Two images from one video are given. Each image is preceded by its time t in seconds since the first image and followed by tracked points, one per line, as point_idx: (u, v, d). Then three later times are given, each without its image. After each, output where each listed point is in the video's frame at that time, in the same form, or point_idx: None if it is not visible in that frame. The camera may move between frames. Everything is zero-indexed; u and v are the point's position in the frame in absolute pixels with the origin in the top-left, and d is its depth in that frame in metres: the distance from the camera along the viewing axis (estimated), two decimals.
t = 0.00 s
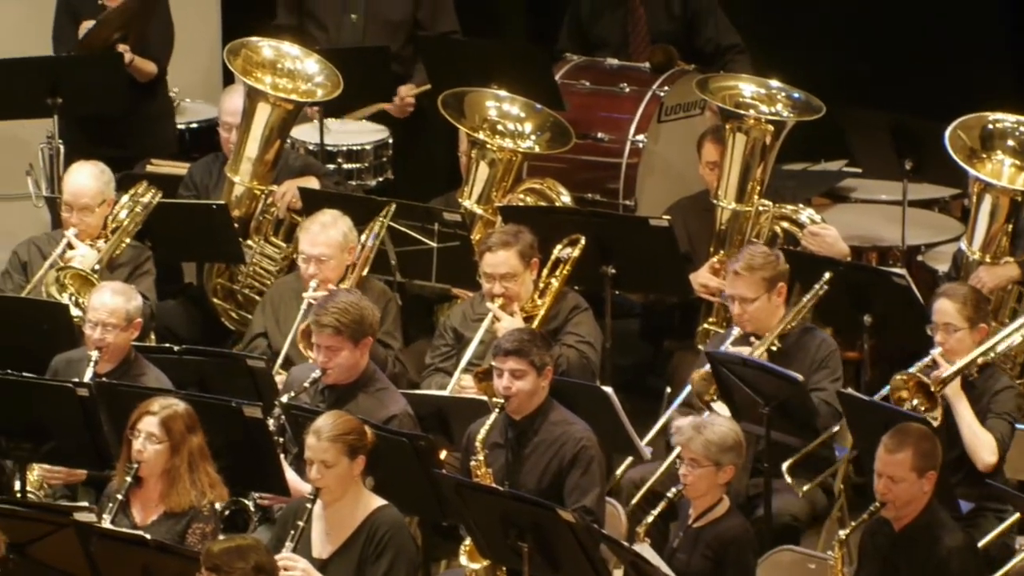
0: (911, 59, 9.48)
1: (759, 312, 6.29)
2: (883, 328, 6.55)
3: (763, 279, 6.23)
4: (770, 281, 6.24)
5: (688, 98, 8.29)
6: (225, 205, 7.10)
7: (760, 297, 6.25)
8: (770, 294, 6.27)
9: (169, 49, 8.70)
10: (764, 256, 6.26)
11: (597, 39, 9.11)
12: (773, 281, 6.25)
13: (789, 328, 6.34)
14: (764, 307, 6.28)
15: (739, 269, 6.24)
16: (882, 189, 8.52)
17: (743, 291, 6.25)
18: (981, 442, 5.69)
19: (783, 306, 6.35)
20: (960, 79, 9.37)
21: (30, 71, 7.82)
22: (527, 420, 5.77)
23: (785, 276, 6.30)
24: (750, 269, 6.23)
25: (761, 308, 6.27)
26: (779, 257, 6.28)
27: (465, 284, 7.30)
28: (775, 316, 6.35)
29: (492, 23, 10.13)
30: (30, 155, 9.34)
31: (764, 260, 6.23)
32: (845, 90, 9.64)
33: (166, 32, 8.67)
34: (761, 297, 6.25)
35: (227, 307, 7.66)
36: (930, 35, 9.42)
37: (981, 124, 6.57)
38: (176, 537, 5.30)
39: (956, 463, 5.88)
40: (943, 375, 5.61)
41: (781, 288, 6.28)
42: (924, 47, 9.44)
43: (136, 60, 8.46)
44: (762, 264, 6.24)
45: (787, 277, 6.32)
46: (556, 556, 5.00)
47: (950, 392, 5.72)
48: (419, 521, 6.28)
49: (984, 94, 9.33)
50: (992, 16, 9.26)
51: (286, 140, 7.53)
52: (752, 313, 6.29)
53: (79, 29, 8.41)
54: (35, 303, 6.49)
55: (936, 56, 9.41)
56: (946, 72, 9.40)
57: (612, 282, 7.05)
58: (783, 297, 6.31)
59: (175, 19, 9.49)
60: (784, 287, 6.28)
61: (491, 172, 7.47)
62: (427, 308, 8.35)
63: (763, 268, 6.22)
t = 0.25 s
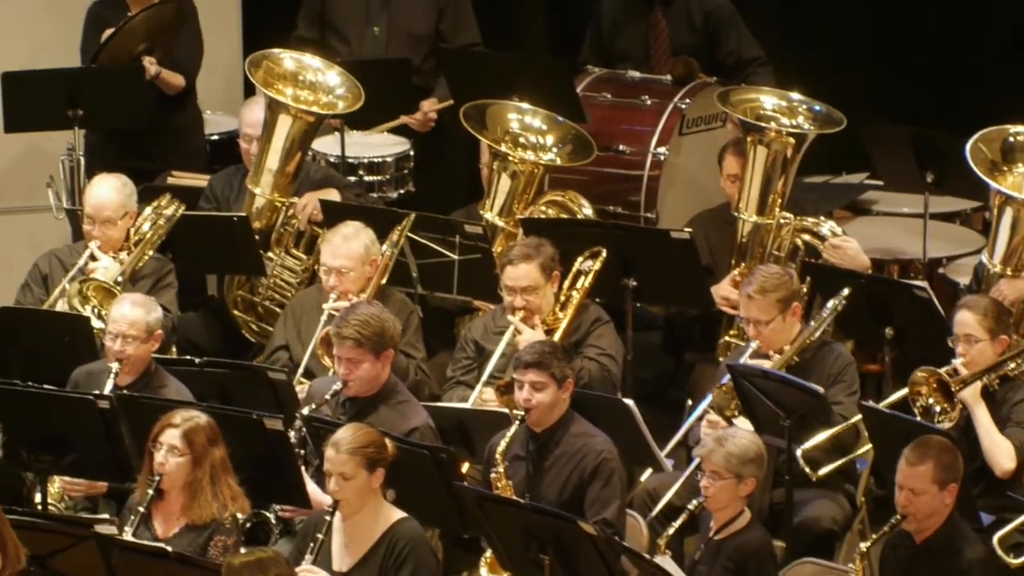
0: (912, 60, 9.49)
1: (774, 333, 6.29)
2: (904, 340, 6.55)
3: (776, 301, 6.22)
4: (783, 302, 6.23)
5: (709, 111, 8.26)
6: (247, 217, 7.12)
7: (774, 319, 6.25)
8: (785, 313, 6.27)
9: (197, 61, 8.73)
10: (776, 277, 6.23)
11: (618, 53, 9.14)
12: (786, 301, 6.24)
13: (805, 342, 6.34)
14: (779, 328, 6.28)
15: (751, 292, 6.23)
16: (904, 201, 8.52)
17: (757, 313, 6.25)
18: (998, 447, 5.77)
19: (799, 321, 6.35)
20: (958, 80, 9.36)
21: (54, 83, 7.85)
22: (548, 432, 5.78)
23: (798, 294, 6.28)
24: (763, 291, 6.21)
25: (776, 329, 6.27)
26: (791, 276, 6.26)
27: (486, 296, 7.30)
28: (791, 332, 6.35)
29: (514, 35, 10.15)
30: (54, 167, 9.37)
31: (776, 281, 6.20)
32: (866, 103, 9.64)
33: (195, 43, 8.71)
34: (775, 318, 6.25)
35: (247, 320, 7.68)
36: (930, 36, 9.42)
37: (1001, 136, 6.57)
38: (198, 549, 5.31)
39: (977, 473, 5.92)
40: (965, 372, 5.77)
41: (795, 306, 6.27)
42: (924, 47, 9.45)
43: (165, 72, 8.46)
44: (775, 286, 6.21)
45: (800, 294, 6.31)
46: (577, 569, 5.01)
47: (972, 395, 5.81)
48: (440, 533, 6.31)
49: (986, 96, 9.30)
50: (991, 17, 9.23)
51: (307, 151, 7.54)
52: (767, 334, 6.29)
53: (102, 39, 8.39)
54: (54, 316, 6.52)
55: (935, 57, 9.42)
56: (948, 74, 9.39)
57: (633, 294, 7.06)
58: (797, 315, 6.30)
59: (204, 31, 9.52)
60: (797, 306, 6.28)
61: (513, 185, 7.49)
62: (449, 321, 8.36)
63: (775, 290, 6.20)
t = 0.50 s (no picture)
0: (921, 68, 9.52)
1: (790, 349, 6.30)
2: (923, 355, 6.54)
3: (792, 317, 6.23)
4: (800, 319, 6.24)
5: (728, 125, 8.32)
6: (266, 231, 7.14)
7: (790, 335, 6.26)
8: (801, 330, 6.28)
9: (228, 75, 8.73)
10: (792, 294, 6.24)
11: (638, 66, 9.14)
12: (803, 318, 6.25)
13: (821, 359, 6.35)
14: (795, 345, 6.29)
15: (768, 309, 6.24)
16: (923, 216, 8.52)
17: (773, 330, 6.26)
18: (1015, 462, 5.76)
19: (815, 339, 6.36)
20: (959, 79, 9.44)
21: (76, 98, 7.88)
22: (567, 447, 5.79)
23: (814, 311, 6.29)
24: (779, 308, 6.22)
25: (792, 346, 6.28)
26: (808, 293, 6.27)
27: (505, 311, 7.31)
28: (808, 350, 6.35)
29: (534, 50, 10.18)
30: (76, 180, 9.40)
31: (793, 298, 6.22)
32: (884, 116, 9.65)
33: (225, 54, 8.69)
34: (791, 335, 6.26)
35: (267, 334, 7.70)
36: (933, 37, 9.47)
37: (1021, 152, 6.56)
38: (218, 564, 5.33)
39: (997, 489, 5.96)
40: (983, 389, 5.76)
41: (812, 324, 6.28)
42: (926, 47, 9.49)
43: (191, 86, 8.49)
44: (791, 302, 6.22)
45: (817, 311, 6.32)
46: None
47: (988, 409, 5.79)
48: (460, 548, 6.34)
49: (989, 96, 9.40)
50: (1003, 27, 9.32)
51: (327, 165, 7.58)
52: (784, 351, 6.30)
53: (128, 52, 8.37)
54: (72, 329, 6.55)
55: (936, 57, 9.47)
56: (951, 75, 9.46)
57: (652, 309, 7.05)
58: (813, 332, 6.31)
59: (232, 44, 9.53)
60: (814, 323, 6.28)
61: (532, 200, 7.53)
62: (469, 336, 8.38)
63: (792, 307, 6.21)
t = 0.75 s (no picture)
0: (938, 85, 9.53)
1: (809, 365, 6.30)
2: (941, 371, 6.53)
3: (812, 333, 6.24)
4: (819, 335, 6.25)
5: (745, 141, 8.38)
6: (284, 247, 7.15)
7: (810, 351, 6.27)
8: (820, 347, 6.29)
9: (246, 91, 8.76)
10: (812, 310, 6.27)
11: (655, 82, 9.15)
12: (822, 334, 6.26)
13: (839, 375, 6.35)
14: (814, 361, 6.29)
15: (788, 324, 6.25)
16: (940, 232, 8.53)
17: (792, 345, 6.26)
18: None
19: (833, 356, 6.37)
20: (971, 88, 9.46)
21: (96, 112, 7.91)
22: (585, 463, 5.80)
23: (834, 328, 6.31)
24: (799, 323, 6.24)
25: (811, 362, 6.29)
26: (827, 310, 6.30)
27: (522, 326, 7.32)
28: (826, 367, 6.36)
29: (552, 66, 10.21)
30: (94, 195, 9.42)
31: (813, 314, 6.24)
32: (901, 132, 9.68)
33: (251, 73, 8.73)
34: (810, 351, 6.27)
35: (285, 350, 7.72)
36: (946, 48, 9.49)
37: None
38: None
39: (1014, 505, 5.96)
40: (999, 405, 5.82)
41: (831, 340, 6.29)
42: (943, 62, 9.50)
43: (217, 104, 8.52)
44: (811, 318, 6.24)
45: (836, 328, 6.33)
46: None
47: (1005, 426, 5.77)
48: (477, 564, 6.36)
49: (1003, 108, 9.41)
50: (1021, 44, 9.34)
51: (345, 180, 7.62)
52: (802, 366, 6.31)
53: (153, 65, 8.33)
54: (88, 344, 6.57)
55: (953, 73, 9.49)
56: (962, 84, 9.48)
57: (670, 325, 7.05)
58: (832, 349, 6.32)
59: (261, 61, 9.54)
60: (833, 339, 6.29)
61: (550, 216, 7.54)
62: (486, 351, 8.39)
63: (812, 322, 6.23)
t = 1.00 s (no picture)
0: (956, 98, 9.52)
1: (828, 381, 6.31)
2: (957, 389, 6.54)
3: (832, 349, 6.24)
4: (839, 352, 6.25)
5: (763, 157, 8.38)
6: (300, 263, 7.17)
7: (828, 367, 6.27)
8: (839, 363, 6.29)
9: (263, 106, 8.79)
10: (833, 326, 6.27)
11: (671, 98, 9.16)
12: (842, 351, 6.26)
13: (858, 391, 6.35)
14: (833, 377, 6.30)
15: (808, 340, 6.26)
16: (957, 249, 8.53)
17: (812, 361, 6.27)
18: None
19: (852, 371, 6.37)
20: (982, 92, 9.47)
21: (114, 127, 7.95)
22: (601, 479, 5.82)
23: (853, 344, 6.31)
24: (819, 340, 6.24)
25: (829, 378, 6.30)
26: (848, 326, 6.30)
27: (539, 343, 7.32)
28: (845, 383, 6.37)
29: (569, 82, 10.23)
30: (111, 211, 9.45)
31: (833, 330, 6.24)
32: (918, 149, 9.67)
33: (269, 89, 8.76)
34: (829, 367, 6.27)
35: (301, 365, 7.73)
36: (964, 62, 9.49)
37: None
38: None
39: None
40: (1015, 423, 5.85)
41: (850, 357, 6.29)
42: (960, 76, 9.50)
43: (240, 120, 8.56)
44: (831, 334, 6.25)
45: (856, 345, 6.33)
46: None
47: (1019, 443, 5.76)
48: None
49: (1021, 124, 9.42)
50: None
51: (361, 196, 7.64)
52: (821, 382, 6.32)
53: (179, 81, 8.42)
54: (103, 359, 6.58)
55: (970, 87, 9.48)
56: (979, 98, 9.47)
57: (686, 341, 7.05)
58: (851, 366, 6.32)
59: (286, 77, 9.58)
60: (852, 356, 6.29)
61: (566, 232, 7.54)
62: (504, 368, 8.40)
63: (831, 339, 6.23)
